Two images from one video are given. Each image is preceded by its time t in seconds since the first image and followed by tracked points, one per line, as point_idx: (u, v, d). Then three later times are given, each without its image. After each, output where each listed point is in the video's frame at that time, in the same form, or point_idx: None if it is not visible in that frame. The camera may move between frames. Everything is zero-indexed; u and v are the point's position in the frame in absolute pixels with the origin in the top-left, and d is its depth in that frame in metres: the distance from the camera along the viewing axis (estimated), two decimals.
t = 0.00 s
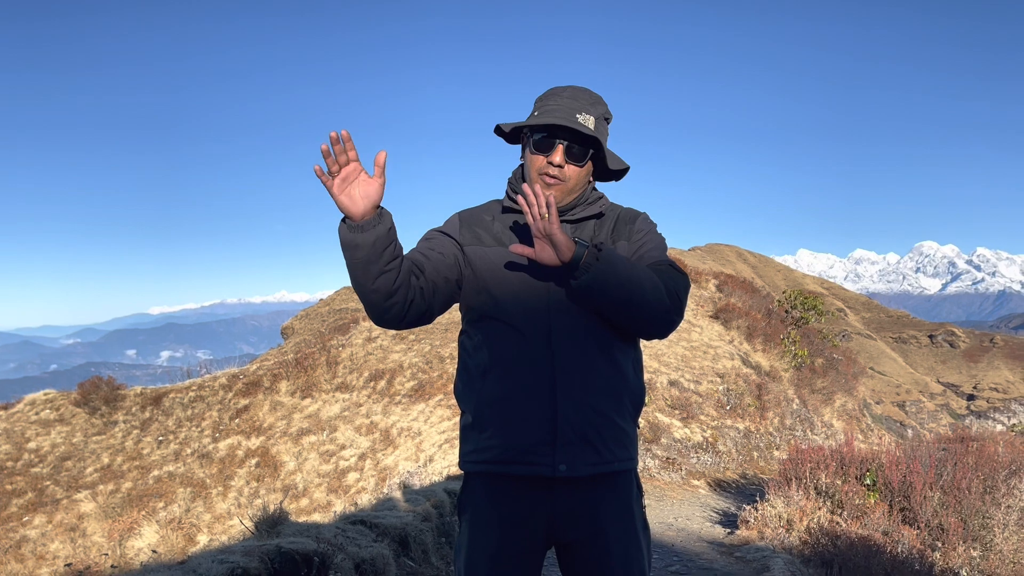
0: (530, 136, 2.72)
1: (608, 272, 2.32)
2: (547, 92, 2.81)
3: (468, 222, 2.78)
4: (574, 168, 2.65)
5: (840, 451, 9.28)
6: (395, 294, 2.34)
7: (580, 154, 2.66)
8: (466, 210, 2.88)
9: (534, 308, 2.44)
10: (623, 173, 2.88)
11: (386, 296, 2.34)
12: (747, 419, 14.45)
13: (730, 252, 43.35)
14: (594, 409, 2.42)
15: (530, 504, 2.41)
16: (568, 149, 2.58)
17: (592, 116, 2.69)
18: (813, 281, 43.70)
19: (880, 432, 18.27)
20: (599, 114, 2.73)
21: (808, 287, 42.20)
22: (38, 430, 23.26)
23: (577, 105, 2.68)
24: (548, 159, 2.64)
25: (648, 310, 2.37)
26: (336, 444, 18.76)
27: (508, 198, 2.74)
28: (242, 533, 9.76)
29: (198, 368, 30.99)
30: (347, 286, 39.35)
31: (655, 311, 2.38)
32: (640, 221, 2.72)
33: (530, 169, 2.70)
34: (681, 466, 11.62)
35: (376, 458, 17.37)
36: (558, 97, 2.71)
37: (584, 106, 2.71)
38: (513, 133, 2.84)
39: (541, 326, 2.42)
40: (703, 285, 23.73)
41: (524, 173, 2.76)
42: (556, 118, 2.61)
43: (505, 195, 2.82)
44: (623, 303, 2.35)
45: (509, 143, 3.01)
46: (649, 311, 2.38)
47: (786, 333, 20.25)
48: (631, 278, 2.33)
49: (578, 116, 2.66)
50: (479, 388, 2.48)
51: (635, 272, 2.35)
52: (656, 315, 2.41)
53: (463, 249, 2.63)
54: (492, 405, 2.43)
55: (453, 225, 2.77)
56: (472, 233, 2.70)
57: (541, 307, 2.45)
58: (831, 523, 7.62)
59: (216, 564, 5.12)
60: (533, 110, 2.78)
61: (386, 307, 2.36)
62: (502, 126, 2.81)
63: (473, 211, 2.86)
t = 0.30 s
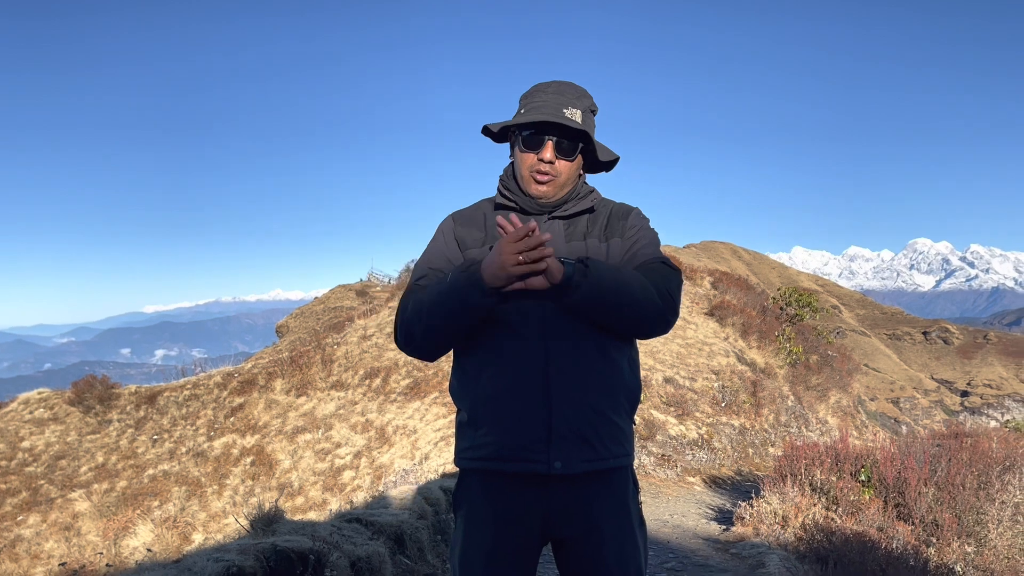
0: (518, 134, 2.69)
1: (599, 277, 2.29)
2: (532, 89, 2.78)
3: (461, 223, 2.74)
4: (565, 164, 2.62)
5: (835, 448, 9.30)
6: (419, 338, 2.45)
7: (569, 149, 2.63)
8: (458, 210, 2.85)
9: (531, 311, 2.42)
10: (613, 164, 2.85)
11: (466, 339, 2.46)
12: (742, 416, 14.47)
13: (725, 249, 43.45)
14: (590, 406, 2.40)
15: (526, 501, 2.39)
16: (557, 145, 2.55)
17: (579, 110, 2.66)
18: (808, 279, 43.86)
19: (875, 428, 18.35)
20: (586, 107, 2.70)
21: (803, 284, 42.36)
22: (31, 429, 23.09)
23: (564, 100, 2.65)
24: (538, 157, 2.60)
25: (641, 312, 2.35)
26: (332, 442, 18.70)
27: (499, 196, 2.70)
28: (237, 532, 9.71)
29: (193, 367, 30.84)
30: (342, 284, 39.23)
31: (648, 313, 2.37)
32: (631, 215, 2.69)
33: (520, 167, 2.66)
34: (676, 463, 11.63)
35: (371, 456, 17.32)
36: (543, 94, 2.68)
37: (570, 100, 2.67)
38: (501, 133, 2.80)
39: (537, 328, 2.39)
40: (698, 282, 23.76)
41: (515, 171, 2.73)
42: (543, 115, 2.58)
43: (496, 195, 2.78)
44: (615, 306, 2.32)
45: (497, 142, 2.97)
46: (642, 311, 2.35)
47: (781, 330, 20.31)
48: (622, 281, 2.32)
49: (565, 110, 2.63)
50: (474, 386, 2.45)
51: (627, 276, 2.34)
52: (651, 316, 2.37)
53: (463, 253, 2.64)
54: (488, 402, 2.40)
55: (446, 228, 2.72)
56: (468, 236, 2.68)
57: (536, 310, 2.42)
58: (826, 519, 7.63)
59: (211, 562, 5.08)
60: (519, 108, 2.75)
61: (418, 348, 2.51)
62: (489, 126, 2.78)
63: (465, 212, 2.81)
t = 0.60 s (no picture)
0: (516, 130, 2.66)
1: (600, 287, 2.32)
2: (528, 86, 2.77)
3: (459, 220, 2.71)
4: (562, 161, 2.60)
5: (830, 445, 9.33)
6: (423, 351, 2.49)
7: (567, 145, 2.61)
8: (455, 207, 2.82)
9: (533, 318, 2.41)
10: (611, 160, 2.83)
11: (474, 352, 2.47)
12: (738, 413, 14.51)
13: (721, 246, 43.51)
14: (589, 404, 2.38)
15: (525, 498, 2.37)
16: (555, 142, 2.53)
17: (577, 107, 2.64)
18: (803, 276, 43.98)
19: (870, 425, 18.43)
20: (583, 103, 2.69)
21: (799, 281, 42.49)
22: (27, 428, 22.99)
23: (561, 97, 2.63)
24: (536, 154, 2.59)
25: (643, 323, 2.39)
26: (328, 440, 18.66)
27: (497, 192, 2.67)
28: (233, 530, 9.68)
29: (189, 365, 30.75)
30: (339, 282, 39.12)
31: (650, 325, 2.41)
32: (629, 213, 2.67)
33: (518, 164, 2.64)
34: (673, 460, 11.65)
35: (368, 453, 17.30)
36: (540, 90, 2.66)
37: (568, 97, 2.66)
38: (499, 130, 2.78)
39: (539, 333, 2.39)
40: (694, 279, 23.79)
41: (512, 168, 2.71)
42: (540, 112, 2.56)
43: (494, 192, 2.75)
44: (614, 313, 2.33)
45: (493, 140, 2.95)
46: (639, 319, 2.37)
47: (777, 328, 20.37)
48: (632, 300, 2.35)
49: (563, 107, 2.61)
50: (474, 385, 2.43)
51: (632, 290, 2.37)
52: (647, 325, 2.40)
53: (462, 252, 2.63)
54: (487, 401, 2.38)
55: (444, 226, 2.70)
56: (466, 233, 2.65)
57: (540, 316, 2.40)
58: (822, 516, 7.66)
59: (207, 560, 5.05)
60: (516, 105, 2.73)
61: (421, 356, 2.54)
62: (487, 122, 2.76)
63: (463, 209, 2.78)
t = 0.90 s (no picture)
0: (513, 128, 2.62)
1: (596, 288, 2.28)
2: (526, 83, 2.72)
3: (455, 217, 2.67)
4: (559, 159, 2.55)
5: (827, 442, 9.33)
6: (414, 345, 2.46)
7: (564, 143, 2.56)
8: (453, 203, 2.78)
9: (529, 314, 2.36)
10: (610, 159, 2.78)
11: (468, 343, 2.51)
12: (734, 411, 14.51)
13: (718, 244, 43.56)
14: (583, 401, 2.35)
15: (519, 495, 2.34)
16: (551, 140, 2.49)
17: (574, 105, 2.59)
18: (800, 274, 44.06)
19: (866, 422, 18.48)
20: (581, 101, 2.64)
21: (795, 279, 42.57)
22: (22, 426, 22.87)
23: (558, 95, 2.59)
24: (532, 152, 2.55)
25: (639, 324, 2.34)
26: (324, 438, 18.61)
27: (494, 190, 2.64)
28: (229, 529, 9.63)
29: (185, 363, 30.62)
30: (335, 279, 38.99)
31: (646, 326, 2.36)
32: (627, 212, 2.62)
33: (514, 162, 2.60)
34: (669, 458, 11.64)
35: (364, 451, 17.25)
36: (538, 88, 2.62)
37: (566, 95, 2.61)
38: (496, 127, 2.74)
39: (534, 331, 2.35)
40: (690, 277, 23.80)
41: (509, 165, 2.67)
42: (536, 111, 2.52)
43: (491, 189, 2.71)
44: (611, 314, 2.29)
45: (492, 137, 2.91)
46: (635, 321, 2.33)
47: (773, 326, 20.40)
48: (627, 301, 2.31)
49: (560, 105, 2.56)
50: (468, 381, 2.39)
51: (627, 291, 2.33)
52: (641, 327, 2.35)
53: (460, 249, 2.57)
54: (481, 397, 2.34)
55: (441, 222, 2.66)
56: (462, 231, 2.61)
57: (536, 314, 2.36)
58: (818, 513, 7.65)
59: (202, 558, 4.99)
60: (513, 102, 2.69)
61: (409, 350, 2.52)
62: (484, 119, 2.72)
63: (460, 205, 2.74)
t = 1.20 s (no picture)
0: (514, 124, 2.61)
1: (596, 286, 2.24)
2: (529, 80, 2.71)
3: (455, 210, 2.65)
4: (560, 156, 2.53)
5: (824, 440, 9.34)
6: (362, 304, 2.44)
7: (565, 141, 2.55)
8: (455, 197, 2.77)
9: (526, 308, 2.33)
10: (612, 157, 2.76)
11: (385, 292, 2.31)
12: (732, 409, 14.53)
13: (716, 242, 43.60)
14: (582, 400, 2.33)
15: (517, 493, 2.32)
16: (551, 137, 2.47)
17: (576, 103, 2.58)
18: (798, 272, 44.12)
19: (864, 420, 18.52)
20: (583, 99, 2.62)
21: (794, 278, 42.63)
22: (20, 424, 22.82)
23: (560, 92, 2.58)
24: (533, 149, 2.53)
25: (638, 322, 2.31)
26: (322, 436, 18.59)
27: (496, 186, 2.62)
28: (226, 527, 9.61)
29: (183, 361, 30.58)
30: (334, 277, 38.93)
31: (645, 324, 2.33)
32: (629, 211, 2.60)
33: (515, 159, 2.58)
34: (667, 456, 11.65)
35: (362, 449, 17.24)
36: (540, 85, 2.61)
37: (568, 92, 2.60)
38: (497, 123, 2.72)
39: (531, 326, 2.32)
40: (688, 275, 23.81)
41: (510, 162, 2.65)
42: (537, 107, 2.51)
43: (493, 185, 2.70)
44: (611, 313, 2.26)
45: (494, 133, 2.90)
46: (635, 320, 2.30)
47: (771, 324, 20.42)
48: (623, 298, 2.28)
49: (562, 103, 2.55)
50: (466, 378, 2.38)
51: (626, 290, 2.30)
52: (641, 327, 2.32)
53: (449, 237, 2.53)
54: (480, 394, 2.33)
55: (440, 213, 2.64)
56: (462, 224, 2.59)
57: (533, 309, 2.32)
58: (816, 511, 7.66)
59: (200, 555, 4.96)
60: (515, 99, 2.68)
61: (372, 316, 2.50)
62: (486, 115, 2.70)
63: (461, 199, 2.72)
